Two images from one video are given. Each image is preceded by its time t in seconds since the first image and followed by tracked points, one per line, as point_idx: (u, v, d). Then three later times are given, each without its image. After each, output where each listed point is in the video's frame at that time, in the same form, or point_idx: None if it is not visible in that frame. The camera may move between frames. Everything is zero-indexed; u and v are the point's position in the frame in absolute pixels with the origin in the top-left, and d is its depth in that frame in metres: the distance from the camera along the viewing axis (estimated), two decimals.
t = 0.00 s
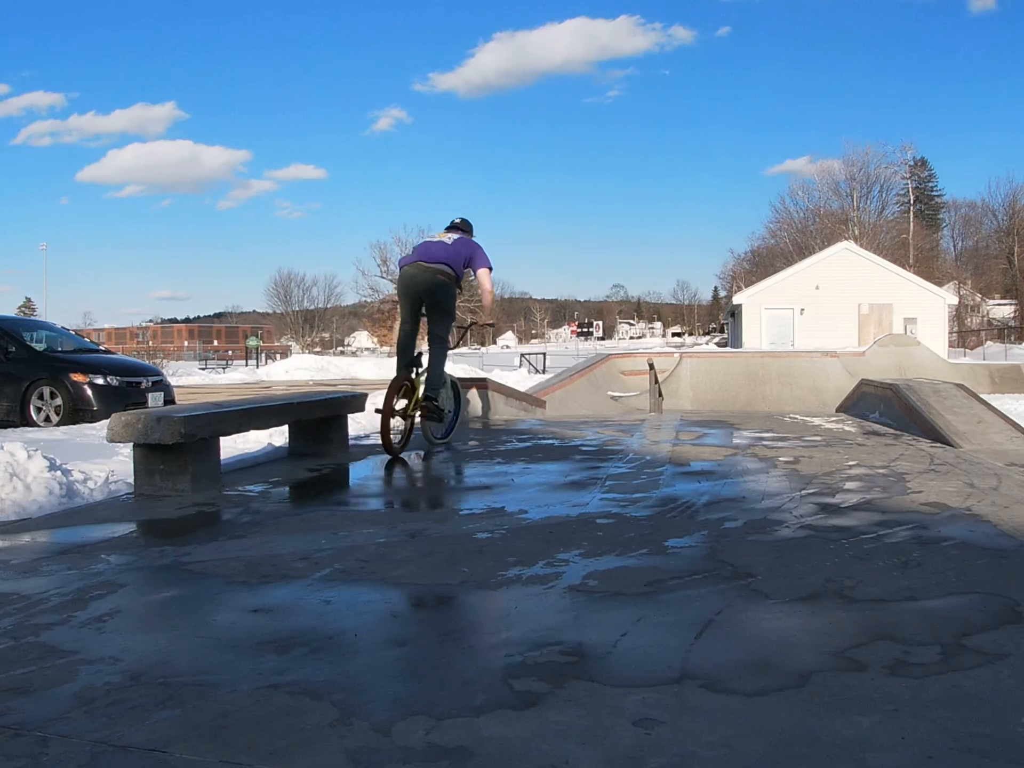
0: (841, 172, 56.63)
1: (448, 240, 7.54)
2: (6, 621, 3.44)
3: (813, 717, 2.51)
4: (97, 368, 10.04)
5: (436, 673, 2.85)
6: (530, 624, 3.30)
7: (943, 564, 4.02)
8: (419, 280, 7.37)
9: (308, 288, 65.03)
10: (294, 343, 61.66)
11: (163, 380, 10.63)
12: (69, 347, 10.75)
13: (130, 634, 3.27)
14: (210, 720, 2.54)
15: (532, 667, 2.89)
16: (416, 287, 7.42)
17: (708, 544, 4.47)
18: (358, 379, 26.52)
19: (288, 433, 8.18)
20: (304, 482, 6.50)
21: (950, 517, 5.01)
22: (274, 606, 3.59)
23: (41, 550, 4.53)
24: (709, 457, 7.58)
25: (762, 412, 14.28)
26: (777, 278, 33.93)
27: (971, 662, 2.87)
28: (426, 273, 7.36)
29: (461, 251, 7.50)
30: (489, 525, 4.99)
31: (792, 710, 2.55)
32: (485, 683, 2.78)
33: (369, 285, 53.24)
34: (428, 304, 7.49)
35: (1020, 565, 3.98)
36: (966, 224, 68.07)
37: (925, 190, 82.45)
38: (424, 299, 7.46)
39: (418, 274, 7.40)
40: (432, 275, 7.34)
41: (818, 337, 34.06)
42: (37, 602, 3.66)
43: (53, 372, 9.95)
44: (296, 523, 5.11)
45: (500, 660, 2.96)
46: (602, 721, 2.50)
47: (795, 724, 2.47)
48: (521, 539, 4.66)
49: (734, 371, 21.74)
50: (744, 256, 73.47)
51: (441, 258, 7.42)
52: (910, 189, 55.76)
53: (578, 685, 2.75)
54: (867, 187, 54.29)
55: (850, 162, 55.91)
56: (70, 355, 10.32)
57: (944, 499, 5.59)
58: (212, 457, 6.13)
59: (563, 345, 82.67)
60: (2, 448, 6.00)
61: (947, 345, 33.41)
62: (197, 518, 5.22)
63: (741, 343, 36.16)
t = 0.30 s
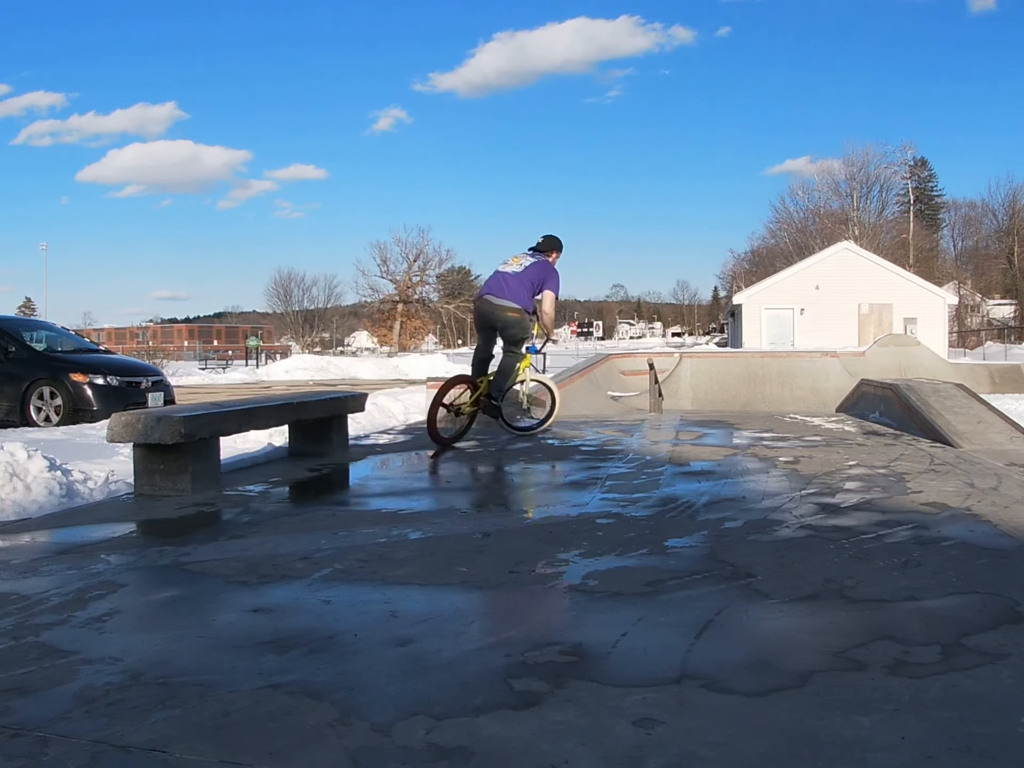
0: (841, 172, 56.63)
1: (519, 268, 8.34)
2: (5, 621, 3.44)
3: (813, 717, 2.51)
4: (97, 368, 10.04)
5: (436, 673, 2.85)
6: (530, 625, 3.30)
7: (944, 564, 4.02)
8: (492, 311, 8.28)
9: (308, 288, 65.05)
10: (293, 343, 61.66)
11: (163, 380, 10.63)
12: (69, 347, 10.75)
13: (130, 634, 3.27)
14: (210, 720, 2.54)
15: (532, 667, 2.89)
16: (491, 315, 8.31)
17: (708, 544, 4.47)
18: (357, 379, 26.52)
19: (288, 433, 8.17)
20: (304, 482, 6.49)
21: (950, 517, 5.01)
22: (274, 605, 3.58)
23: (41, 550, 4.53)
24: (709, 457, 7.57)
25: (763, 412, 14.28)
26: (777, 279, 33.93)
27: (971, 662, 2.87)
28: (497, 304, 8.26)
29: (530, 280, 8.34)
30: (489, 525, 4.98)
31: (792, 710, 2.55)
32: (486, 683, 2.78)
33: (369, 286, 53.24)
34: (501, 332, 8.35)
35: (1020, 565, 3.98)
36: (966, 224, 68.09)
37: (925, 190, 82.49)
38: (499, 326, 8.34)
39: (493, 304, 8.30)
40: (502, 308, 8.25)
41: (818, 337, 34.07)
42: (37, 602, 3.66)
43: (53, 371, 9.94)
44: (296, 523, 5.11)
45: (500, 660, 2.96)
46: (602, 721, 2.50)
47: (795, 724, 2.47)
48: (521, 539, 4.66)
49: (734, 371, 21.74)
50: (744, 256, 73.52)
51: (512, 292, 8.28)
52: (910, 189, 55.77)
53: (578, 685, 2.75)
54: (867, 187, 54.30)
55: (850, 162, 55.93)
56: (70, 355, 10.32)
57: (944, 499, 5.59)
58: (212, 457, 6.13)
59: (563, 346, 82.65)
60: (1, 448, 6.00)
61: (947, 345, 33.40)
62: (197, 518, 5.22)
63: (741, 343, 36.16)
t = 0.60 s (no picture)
0: (841, 172, 56.63)
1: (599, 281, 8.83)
2: (6, 621, 3.44)
3: (813, 717, 2.51)
4: (97, 368, 10.04)
5: (436, 673, 2.85)
6: (530, 624, 3.30)
7: (944, 564, 4.02)
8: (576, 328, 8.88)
9: (308, 288, 65.05)
10: (293, 343, 61.64)
11: (163, 380, 10.63)
12: (69, 347, 10.75)
13: (130, 633, 3.27)
14: (210, 720, 2.54)
15: (532, 667, 2.89)
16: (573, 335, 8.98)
17: (708, 543, 4.47)
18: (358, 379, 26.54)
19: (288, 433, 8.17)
20: (304, 482, 6.49)
21: (950, 517, 5.01)
22: (274, 605, 3.58)
23: (40, 550, 4.53)
24: (709, 457, 7.58)
25: (763, 412, 14.28)
26: (777, 278, 33.93)
27: (971, 661, 2.87)
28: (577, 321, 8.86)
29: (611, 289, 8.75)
30: (489, 525, 4.98)
31: (791, 710, 2.55)
32: (486, 683, 2.78)
33: (369, 285, 53.24)
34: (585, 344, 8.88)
35: (1020, 565, 3.98)
36: (966, 224, 68.09)
37: (925, 190, 82.46)
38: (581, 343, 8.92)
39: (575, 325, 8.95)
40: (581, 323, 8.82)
41: (818, 337, 34.07)
42: (38, 602, 3.66)
43: (53, 371, 9.94)
44: (296, 523, 5.11)
45: (500, 660, 2.96)
46: (602, 721, 2.50)
47: (795, 724, 2.47)
48: (521, 539, 4.66)
49: (734, 371, 21.74)
50: (744, 255, 73.55)
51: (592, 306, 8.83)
52: (909, 189, 55.79)
53: (578, 685, 2.74)
54: (867, 187, 54.31)
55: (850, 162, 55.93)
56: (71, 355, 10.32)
57: (944, 499, 5.58)
58: (212, 457, 6.13)
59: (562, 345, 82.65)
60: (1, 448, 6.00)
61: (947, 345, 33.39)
62: (196, 518, 5.22)
63: (740, 343, 36.14)
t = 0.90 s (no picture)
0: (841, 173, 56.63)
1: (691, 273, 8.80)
2: (6, 621, 3.43)
3: (813, 717, 2.51)
4: (97, 368, 10.04)
5: (435, 673, 2.85)
6: (530, 624, 3.30)
7: (944, 564, 4.01)
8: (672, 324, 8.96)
9: (309, 288, 65.08)
10: (293, 343, 61.64)
11: (163, 380, 10.63)
12: (70, 347, 10.75)
13: (130, 634, 3.27)
14: (210, 720, 2.54)
15: (532, 667, 2.90)
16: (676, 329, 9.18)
17: (708, 543, 4.47)
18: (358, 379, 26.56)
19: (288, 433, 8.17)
20: (303, 482, 6.49)
21: (950, 517, 5.01)
22: (273, 605, 3.58)
23: (40, 550, 4.53)
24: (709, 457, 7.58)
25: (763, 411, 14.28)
26: (777, 278, 33.93)
27: (971, 662, 2.87)
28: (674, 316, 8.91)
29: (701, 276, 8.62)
30: (489, 525, 4.98)
31: (792, 710, 2.55)
32: (486, 683, 2.78)
33: (370, 286, 53.26)
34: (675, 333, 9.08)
35: (1019, 565, 3.98)
36: (966, 224, 68.09)
37: (925, 189, 82.48)
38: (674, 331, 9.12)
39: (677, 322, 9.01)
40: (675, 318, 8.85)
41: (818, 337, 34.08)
42: (38, 602, 3.66)
43: (53, 371, 9.94)
44: (296, 523, 5.11)
45: (500, 660, 2.96)
46: (602, 721, 2.50)
47: (794, 724, 2.47)
48: (521, 539, 4.66)
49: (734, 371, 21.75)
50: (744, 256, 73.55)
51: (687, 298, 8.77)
52: (909, 189, 55.79)
53: (578, 685, 2.75)
54: (867, 187, 54.31)
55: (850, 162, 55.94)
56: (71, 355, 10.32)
57: (944, 499, 5.58)
58: (212, 457, 6.13)
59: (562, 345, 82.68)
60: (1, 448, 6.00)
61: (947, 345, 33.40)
62: (196, 518, 5.22)
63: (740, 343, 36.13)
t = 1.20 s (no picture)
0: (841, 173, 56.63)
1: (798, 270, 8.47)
2: (6, 621, 3.44)
3: (813, 717, 2.51)
4: (97, 368, 10.04)
5: (435, 673, 2.85)
6: (530, 624, 3.30)
7: (944, 564, 4.02)
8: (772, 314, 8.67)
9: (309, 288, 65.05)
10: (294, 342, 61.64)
11: (163, 380, 10.63)
12: (70, 347, 10.75)
13: (130, 633, 3.28)
14: (209, 720, 2.54)
15: (532, 667, 2.90)
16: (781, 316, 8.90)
17: (708, 544, 4.47)
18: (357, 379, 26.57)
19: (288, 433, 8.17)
20: (303, 482, 6.49)
21: (951, 518, 5.01)
22: (274, 606, 3.59)
23: (40, 550, 4.53)
24: (709, 457, 7.57)
25: (763, 411, 14.28)
26: (777, 279, 33.94)
27: (971, 661, 2.87)
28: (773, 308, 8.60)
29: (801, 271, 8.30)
30: (489, 525, 4.98)
31: (792, 710, 2.55)
32: (486, 683, 2.78)
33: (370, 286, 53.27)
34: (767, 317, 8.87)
35: (1019, 565, 3.99)
36: (966, 224, 68.09)
37: (925, 189, 82.48)
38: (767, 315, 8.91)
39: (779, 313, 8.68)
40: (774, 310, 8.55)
41: (818, 337, 34.08)
42: (38, 602, 3.66)
43: (53, 371, 9.94)
44: (296, 523, 5.11)
45: (500, 660, 2.96)
46: (602, 721, 2.50)
47: (795, 724, 2.47)
48: (521, 539, 4.66)
49: (734, 371, 21.75)
50: (744, 256, 73.58)
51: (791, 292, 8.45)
52: (909, 189, 55.78)
53: (578, 685, 2.75)
54: (867, 187, 54.31)
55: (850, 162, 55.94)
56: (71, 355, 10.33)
57: (944, 498, 5.58)
58: (212, 457, 6.13)
59: (562, 345, 82.68)
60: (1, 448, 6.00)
61: (946, 345, 33.39)
62: (196, 518, 5.22)
63: (740, 343, 36.12)
